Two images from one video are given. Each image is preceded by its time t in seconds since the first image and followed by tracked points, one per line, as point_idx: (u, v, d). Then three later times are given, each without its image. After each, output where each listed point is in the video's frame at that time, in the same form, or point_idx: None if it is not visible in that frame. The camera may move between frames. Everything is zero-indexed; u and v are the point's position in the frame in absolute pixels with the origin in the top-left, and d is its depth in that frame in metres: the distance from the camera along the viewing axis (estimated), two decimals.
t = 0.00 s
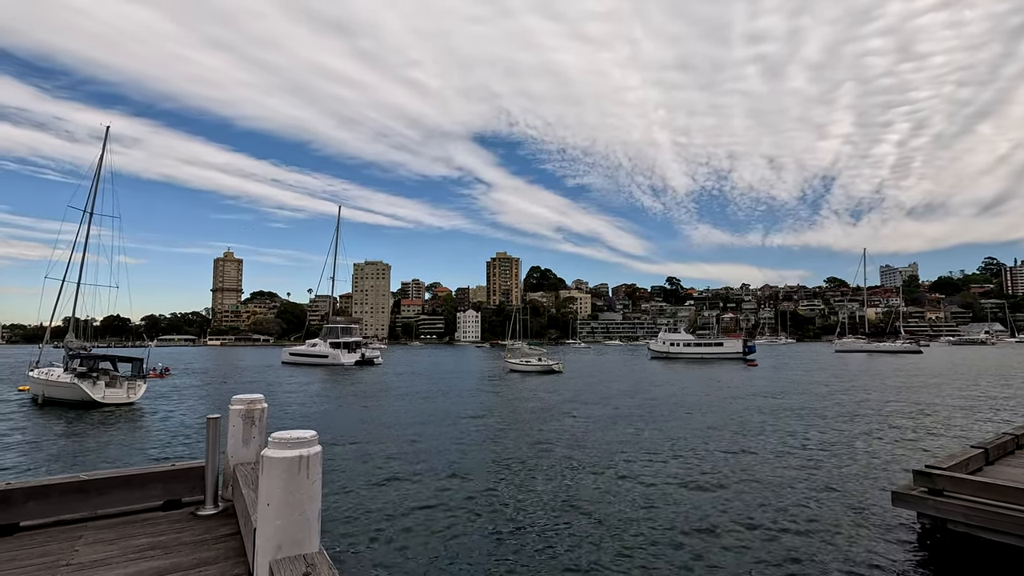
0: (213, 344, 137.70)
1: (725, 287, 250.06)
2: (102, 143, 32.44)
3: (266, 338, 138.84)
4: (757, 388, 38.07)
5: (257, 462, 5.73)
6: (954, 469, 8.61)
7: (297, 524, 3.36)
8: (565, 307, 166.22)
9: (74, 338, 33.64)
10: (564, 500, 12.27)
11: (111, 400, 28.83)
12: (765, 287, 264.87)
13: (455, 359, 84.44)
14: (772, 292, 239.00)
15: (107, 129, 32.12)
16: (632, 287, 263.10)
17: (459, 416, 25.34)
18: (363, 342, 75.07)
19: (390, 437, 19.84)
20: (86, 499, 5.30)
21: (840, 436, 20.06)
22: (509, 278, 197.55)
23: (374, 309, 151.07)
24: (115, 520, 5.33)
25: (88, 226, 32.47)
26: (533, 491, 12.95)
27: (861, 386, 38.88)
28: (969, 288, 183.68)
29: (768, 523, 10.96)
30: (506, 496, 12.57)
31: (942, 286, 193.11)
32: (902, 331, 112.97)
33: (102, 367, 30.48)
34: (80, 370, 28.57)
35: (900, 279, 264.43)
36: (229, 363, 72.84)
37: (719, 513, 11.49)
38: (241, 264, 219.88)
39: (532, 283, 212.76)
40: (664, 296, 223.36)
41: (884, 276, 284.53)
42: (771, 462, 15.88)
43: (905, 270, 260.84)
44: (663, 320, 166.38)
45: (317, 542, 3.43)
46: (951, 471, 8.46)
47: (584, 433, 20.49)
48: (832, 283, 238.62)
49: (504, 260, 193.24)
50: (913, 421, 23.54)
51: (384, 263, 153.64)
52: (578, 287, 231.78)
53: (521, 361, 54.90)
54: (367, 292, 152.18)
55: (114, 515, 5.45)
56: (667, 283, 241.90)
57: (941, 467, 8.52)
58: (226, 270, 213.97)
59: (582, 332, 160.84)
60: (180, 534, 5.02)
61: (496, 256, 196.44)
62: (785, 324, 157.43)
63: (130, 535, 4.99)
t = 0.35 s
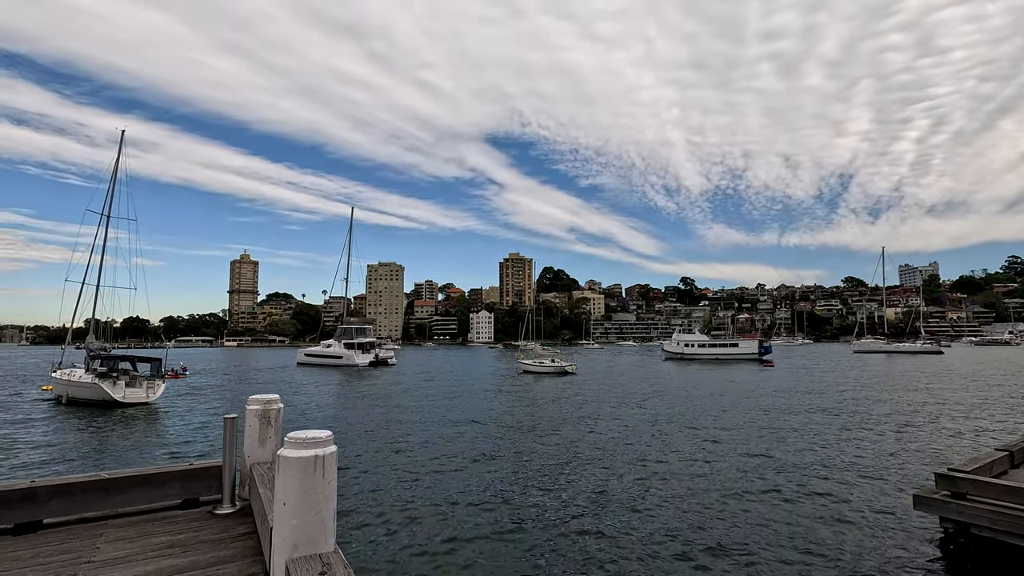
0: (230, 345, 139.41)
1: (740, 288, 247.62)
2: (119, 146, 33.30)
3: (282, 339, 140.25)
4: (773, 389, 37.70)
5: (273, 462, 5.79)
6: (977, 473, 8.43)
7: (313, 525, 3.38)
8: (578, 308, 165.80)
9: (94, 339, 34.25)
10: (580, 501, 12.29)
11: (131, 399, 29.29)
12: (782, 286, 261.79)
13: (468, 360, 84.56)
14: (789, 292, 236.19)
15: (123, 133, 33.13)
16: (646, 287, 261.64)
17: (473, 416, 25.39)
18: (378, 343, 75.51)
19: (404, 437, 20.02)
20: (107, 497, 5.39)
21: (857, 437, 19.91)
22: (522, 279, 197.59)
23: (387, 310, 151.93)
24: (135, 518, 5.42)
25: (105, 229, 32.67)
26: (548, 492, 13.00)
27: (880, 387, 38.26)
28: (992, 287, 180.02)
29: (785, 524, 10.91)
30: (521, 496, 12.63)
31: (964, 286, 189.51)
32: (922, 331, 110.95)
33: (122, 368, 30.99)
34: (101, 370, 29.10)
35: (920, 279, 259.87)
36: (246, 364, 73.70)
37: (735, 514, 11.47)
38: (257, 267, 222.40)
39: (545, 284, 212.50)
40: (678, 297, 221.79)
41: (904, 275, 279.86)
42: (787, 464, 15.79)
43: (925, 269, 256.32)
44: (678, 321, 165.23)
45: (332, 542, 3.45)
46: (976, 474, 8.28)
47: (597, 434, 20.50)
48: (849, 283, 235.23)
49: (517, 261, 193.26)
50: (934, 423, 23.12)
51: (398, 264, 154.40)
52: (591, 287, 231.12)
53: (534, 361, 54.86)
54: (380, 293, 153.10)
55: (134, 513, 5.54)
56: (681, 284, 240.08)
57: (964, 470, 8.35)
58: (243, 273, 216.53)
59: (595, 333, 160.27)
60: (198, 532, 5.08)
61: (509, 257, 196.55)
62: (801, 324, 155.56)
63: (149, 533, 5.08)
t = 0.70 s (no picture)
0: (248, 346, 141.26)
1: (758, 288, 244.69)
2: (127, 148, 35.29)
3: (299, 340, 141.73)
4: (792, 390, 37.21)
5: (291, 462, 5.84)
6: (1005, 477, 8.23)
7: (330, 524, 3.41)
8: (593, 308, 165.08)
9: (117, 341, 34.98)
10: (599, 502, 12.32)
11: (153, 399, 29.75)
12: (800, 286, 258.21)
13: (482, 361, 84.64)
14: (807, 292, 232.91)
15: (131, 135, 34.60)
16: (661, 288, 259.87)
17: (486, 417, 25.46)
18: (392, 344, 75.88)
19: (423, 437, 20.20)
20: (131, 495, 5.49)
21: (880, 439, 19.62)
22: (536, 279, 197.36)
23: (402, 311, 152.76)
24: (157, 516, 5.49)
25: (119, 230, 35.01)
26: (568, 492, 13.05)
27: (902, 389, 37.54)
28: (1019, 287, 175.78)
29: (807, 526, 10.82)
30: (540, 497, 12.69)
31: (988, 285, 185.38)
32: (945, 332, 108.66)
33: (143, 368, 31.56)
34: (123, 370, 29.70)
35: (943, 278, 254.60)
36: (263, 365, 74.61)
37: (756, 516, 11.41)
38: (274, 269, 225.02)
39: (559, 284, 212.07)
40: (694, 297, 219.89)
41: (926, 275, 274.80)
42: (808, 466, 15.65)
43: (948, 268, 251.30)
44: (694, 322, 163.83)
45: (350, 541, 3.47)
46: (1003, 478, 8.08)
47: (615, 435, 20.51)
48: (870, 283, 231.50)
49: (532, 261, 193.20)
50: (957, 425, 22.69)
51: (413, 265, 155.21)
52: (605, 287, 230.07)
53: (549, 362, 54.77)
54: (395, 294, 153.98)
55: (156, 511, 5.62)
56: (697, 284, 238.01)
57: (992, 474, 8.16)
58: (261, 275, 219.31)
59: (610, 334, 159.56)
60: (218, 530, 5.14)
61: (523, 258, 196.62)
62: (820, 324, 153.31)
63: (170, 531, 5.14)
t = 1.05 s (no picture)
0: (266, 346, 143.04)
1: (775, 288, 241.84)
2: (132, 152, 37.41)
3: (315, 340, 143.22)
4: (809, 391, 36.78)
5: (308, 461, 5.89)
6: None
7: (348, 522, 3.43)
8: (607, 309, 164.44)
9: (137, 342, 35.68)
10: (618, 502, 12.35)
11: (173, 398, 30.27)
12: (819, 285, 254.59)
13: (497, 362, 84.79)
14: (826, 292, 229.54)
15: (140, 139, 36.04)
16: (677, 288, 258.07)
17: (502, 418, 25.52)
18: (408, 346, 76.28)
19: (441, 437, 20.38)
20: (153, 493, 5.58)
21: (902, 441, 19.41)
22: (551, 280, 197.08)
23: (417, 312, 153.47)
24: (178, 514, 5.58)
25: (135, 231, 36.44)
26: (587, 492, 13.11)
27: (925, 390, 36.81)
28: None
29: (829, 528, 10.75)
30: (559, 497, 12.75)
31: (1014, 284, 181.09)
32: (970, 331, 106.39)
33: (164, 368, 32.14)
34: (143, 371, 30.26)
35: (967, 277, 249.15)
36: (281, 365, 75.55)
37: (776, 517, 11.36)
38: (291, 270, 227.56)
39: (574, 285, 211.52)
40: (710, 297, 217.92)
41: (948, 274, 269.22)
42: (829, 467, 15.51)
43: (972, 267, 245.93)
44: (710, 322, 162.37)
45: (365, 540, 3.49)
46: None
47: (632, 435, 20.54)
48: (890, 282, 227.55)
49: (546, 262, 193.03)
50: (983, 427, 22.17)
51: (427, 266, 155.95)
52: (620, 287, 229.00)
53: (563, 363, 54.67)
54: (410, 295, 154.86)
55: (177, 508, 5.71)
56: (713, 284, 235.86)
57: (1019, 477, 7.97)
58: (278, 277, 221.93)
59: (625, 334, 158.85)
60: (237, 529, 5.20)
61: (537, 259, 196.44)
62: (839, 324, 151.10)
63: (191, 528, 5.22)
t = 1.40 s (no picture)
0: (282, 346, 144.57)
1: (792, 287, 239.06)
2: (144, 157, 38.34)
3: (330, 340, 144.46)
4: (826, 392, 36.34)
5: (324, 460, 5.92)
6: None
7: (363, 520, 3.45)
8: (621, 308, 163.77)
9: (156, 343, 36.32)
10: (635, 502, 12.35)
11: (191, 397, 30.71)
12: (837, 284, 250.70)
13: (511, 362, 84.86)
14: (844, 291, 226.00)
15: (148, 143, 37.92)
16: (692, 287, 256.22)
17: (517, 418, 25.55)
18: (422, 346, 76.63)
19: (455, 437, 20.42)
20: (172, 490, 5.67)
21: (921, 442, 19.27)
22: (564, 279, 196.79)
23: (431, 312, 154.06)
24: (197, 511, 5.66)
25: (148, 234, 37.48)
26: (607, 493, 13.08)
27: (946, 390, 36.18)
28: None
29: (854, 530, 10.65)
30: (580, 497, 12.72)
31: None
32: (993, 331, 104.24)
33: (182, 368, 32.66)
34: (162, 371, 30.75)
35: (991, 275, 243.53)
36: (297, 365, 76.41)
37: (800, 518, 11.28)
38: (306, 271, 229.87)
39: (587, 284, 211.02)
40: (725, 297, 215.78)
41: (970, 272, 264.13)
42: (850, 468, 15.40)
43: (995, 265, 241.14)
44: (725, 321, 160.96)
45: (380, 539, 3.51)
46: None
47: (648, 436, 20.44)
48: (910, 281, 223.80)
49: (559, 261, 192.85)
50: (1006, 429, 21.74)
51: (440, 266, 156.62)
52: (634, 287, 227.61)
53: (577, 362, 54.58)
54: (424, 295, 155.54)
55: (195, 505, 5.79)
56: (729, 284, 233.78)
57: None
58: (293, 278, 224.29)
59: (639, 334, 158.04)
60: (255, 526, 5.26)
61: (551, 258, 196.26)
62: (858, 324, 148.66)
63: (209, 525, 5.29)
